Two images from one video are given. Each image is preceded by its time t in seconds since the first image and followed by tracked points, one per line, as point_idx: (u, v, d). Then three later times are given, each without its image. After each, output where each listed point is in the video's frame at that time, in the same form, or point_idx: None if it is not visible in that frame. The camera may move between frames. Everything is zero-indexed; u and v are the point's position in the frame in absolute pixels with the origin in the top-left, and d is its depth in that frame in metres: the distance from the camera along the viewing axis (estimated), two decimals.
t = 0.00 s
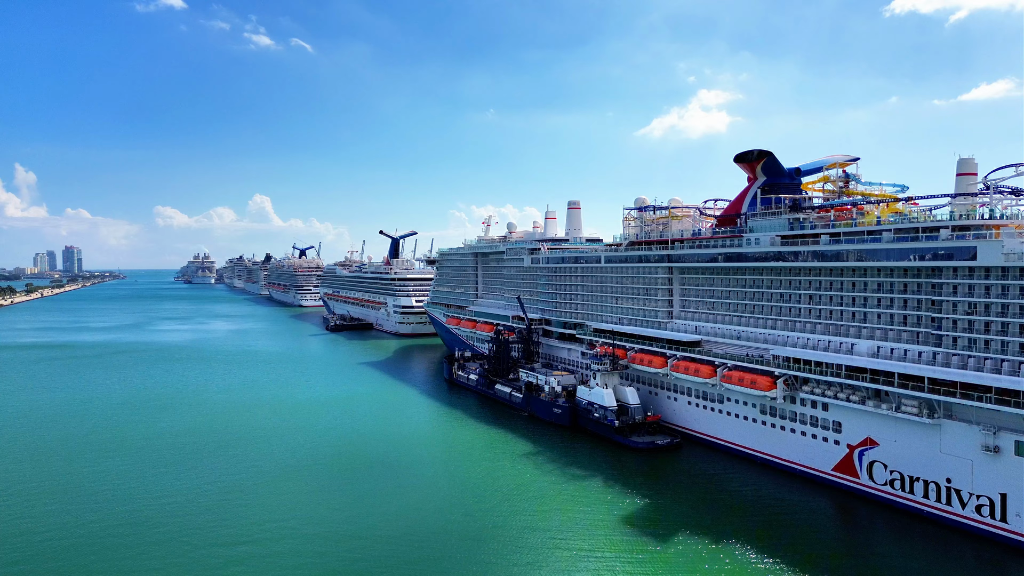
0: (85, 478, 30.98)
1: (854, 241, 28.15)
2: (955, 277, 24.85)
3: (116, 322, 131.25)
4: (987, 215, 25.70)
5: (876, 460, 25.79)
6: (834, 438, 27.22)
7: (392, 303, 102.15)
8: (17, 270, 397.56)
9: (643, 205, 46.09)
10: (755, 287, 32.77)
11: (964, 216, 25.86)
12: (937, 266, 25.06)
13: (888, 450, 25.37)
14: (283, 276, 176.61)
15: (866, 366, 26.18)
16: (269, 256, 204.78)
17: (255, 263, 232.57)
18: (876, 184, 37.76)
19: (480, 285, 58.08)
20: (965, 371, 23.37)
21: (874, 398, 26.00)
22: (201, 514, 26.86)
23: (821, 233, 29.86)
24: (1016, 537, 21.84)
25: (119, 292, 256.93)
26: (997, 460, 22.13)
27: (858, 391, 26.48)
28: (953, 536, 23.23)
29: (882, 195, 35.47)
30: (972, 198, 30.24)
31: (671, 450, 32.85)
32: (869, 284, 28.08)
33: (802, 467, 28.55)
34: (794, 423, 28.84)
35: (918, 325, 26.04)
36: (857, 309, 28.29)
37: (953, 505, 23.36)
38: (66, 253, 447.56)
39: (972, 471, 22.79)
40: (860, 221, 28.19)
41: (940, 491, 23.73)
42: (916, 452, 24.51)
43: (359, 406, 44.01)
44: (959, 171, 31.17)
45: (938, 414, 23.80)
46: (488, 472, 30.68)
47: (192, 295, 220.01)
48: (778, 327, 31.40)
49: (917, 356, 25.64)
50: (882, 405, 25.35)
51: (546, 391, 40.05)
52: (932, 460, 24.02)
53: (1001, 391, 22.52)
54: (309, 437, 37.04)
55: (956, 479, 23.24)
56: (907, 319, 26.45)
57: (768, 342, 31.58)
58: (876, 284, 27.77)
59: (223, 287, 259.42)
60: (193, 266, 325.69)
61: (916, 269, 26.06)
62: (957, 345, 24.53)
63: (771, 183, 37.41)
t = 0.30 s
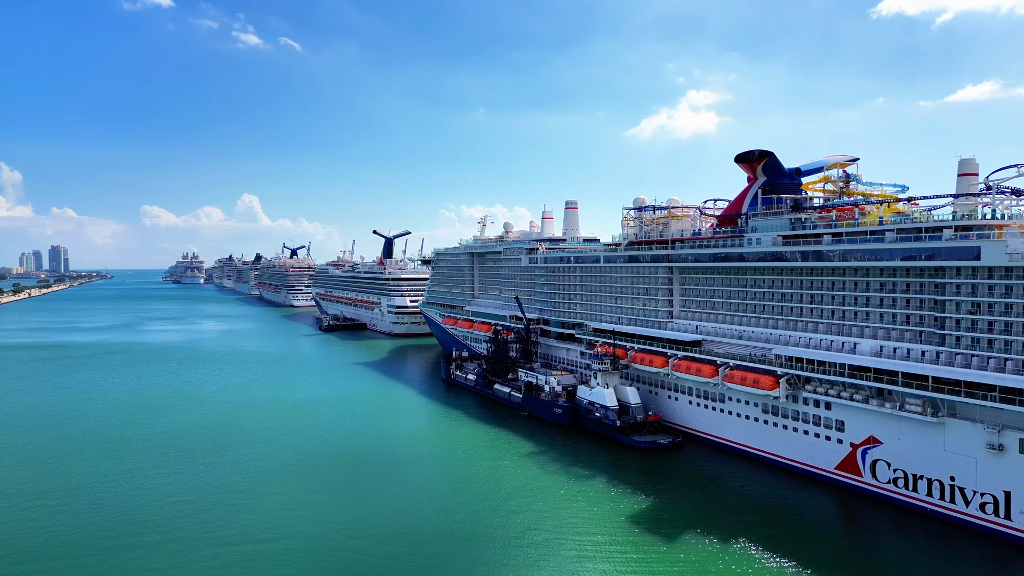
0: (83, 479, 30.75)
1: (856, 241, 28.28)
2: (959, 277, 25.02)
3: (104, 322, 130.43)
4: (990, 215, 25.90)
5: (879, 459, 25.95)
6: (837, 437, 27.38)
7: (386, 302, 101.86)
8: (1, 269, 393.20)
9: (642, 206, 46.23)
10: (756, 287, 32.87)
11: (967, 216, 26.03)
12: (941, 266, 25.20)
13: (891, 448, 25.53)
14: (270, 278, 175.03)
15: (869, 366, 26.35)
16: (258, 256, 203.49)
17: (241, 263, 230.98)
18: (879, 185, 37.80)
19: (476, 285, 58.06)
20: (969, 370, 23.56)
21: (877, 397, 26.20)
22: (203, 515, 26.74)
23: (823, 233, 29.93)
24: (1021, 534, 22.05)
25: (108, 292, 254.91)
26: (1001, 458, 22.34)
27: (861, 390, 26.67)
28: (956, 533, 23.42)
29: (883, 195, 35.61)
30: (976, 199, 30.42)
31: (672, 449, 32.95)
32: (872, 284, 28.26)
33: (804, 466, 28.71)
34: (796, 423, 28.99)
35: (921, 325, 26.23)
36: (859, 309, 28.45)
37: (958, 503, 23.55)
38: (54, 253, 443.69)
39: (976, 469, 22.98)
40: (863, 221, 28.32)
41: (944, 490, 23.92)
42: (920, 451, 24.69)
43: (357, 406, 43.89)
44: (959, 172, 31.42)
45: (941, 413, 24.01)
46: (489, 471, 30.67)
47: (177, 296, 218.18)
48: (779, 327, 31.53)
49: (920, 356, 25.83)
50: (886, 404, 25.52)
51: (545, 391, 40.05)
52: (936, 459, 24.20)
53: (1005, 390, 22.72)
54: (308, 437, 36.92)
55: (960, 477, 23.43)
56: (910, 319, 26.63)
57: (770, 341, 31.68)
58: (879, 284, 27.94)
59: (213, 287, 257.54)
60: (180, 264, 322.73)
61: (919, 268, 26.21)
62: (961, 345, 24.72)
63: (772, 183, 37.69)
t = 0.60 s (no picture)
0: (83, 480, 30.51)
1: (859, 241, 28.40)
2: (962, 277, 25.18)
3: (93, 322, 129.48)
4: (991, 215, 26.10)
5: (883, 457, 26.12)
6: (840, 435, 27.54)
7: (380, 302, 101.65)
8: None
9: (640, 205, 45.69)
10: (758, 287, 32.99)
11: (969, 216, 26.23)
12: (944, 266, 25.36)
13: (895, 447, 25.72)
14: (262, 278, 174.23)
15: (873, 365, 26.52)
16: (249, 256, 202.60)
17: (231, 263, 229.85)
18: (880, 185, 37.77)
19: (473, 285, 58.06)
20: (974, 369, 23.77)
21: (880, 395, 26.39)
22: (206, 515, 26.61)
23: (825, 233, 30.06)
24: None
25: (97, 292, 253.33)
26: (1005, 457, 22.53)
27: (865, 389, 26.86)
28: (960, 531, 23.61)
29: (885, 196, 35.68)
30: (977, 199, 30.59)
31: (674, 449, 33.03)
32: (874, 284, 28.42)
33: (807, 464, 28.86)
34: (799, 422, 29.14)
35: (925, 324, 26.40)
36: (862, 308, 28.61)
37: (962, 501, 23.73)
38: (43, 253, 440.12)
39: (981, 468, 23.17)
40: (865, 221, 28.45)
41: (948, 488, 24.10)
42: (923, 449, 24.88)
43: (357, 406, 43.77)
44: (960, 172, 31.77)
45: (946, 411, 24.20)
46: (491, 471, 30.66)
47: (166, 296, 216.92)
48: (782, 326, 31.67)
49: (924, 355, 26.02)
50: (890, 403, 25.69)
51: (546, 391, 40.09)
52: (940, 457, 24.37)
53: (1010, 388, 22.95)
54: (308, 438, 36.78)
55: (964, 475, 23.61)
56: (914, 318, 26.80)
57: (772, 341, 31.80)
58: (881, 283, 28.11)
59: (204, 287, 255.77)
60: (170, 264, 320.79)
61: (923, 268, 26.37)
62: (965, 344, 24.92)
63: (774, 183, 38.07)
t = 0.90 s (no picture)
0: (82, 481, 30.30)
1: (863, 241, 28.54)
2: (966, 277, 25.36)
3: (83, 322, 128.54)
4: (994, 216, 26.35)
5: (887, 456, 26.30)
6: (844, 434, 27.72)
7: (375, 302, 101.39)
8: None
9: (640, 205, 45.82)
10: (761, 286, 33.11)
11: (971, 217, 26.43)
12: (948, 266, 25.53)
13: (899, 445, 25.89)
14: (254, 278, 173.39)
15: (877, 364, 26.70)
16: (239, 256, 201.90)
17: (222, 263, 228.88)
18: (882, 186, 37.87)
19: (470, 285, 58.05)
20: (978, 367, 23.98)
21: (884, 394, 26.59)
22: (208, 516, 26.51)
23: (828, 233, 30.19)
24: None
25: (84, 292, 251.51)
26: (1010, 455, 22.72)
27: (868, 388, 27.05)
28: (964, 528, 23.80)
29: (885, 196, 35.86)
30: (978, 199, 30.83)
31: (677, 448, 33.13)
32: (877, 284, 28.58)
33: (810, 463, 29.01)
34: (803, 421, 29.30)
35: (929, 323, 26.59)
36: (865, 308, 28.77)
37: (966, 498, 23.92)
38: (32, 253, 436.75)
39: (985, 466, 23.36)
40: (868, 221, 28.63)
41: (952, 486, 24.28)
42: (928, 447, 25.07)
43: (356, 407, 43.66)
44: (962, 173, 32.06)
45: (950, 410, 24.40)
46: (493, 471, 30.64)
47: (156, 296, 215.88)
48: (784, 326, 31.80)
49: (927, 354, 26.20)
50: (894, 402, 25.87)
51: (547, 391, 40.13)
52: (945, 456, 24.55)
53: (1014, 386, 23.16)
54: (308, 437, 36.65)
55: (969, 473, 23.80)
56: (917, 318, 26.98)
57: (775, 340, 31.91)
58: (885, 283, 28.27)
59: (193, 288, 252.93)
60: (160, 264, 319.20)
61: (926, 268, 26.53)
62: (969, 343, 25.13)
63: (775, 183, 38.36)
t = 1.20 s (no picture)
0: (82, 482, 30.05)
1: (866, 241, 28.68)
2: (970, 276, 25.53)
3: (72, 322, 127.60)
4: (997, 215, 26.62)
5: (891, 454, 26.48)
6: (848, 433, 27.88)
7: (370, 302, 101.14)
8: None
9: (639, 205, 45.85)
10: (763, 286, 33.24)
11: (975, 216, 26.60)
12: (953, 265, 25.68)
13: (903, 444, 26.07)
14: (246, 278, 172.51)
15: (882, 363, 26.85)
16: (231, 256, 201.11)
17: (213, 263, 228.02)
18: (881, 186, 38.13)
19: (468, 285, 58.03)
20: (982, 366, 24.17)
21: (888, 393, 26.75)
22: (212, 517, 26.37)
23: (831, 233, 30.30)
24: None
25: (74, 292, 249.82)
26: (1015, 452, 22.91)
27: (872, 387, 27.22)
28: (969, 526, 23.99)
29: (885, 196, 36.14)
30: (979, 199, 31.18)
31: (679, 447, 33.22)
32: (880, 283, 28.75)
33: (814, 462, 29.18)
34: (806, 419, 29.45)
35: (932, 323, 26.77)
36: (869, 307, 28.91)
37: (971, 496, 24.10)
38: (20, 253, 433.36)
39: (990, 464, 23.54)
40: (871, 221, 28.77)
41: (957, 484, 24.45)
42: (932, 445, 25.24)
43: (355, 406, 43.55)
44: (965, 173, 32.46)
45: (955, 408, 24.58)
46: (496, 470, 30.66)
47: (145, 296, 214.51)
48: (787, 325, 31.92)
49: (932, 353, 26.36)
50: (899, 401, 26.03)
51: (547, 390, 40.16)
52: (950, 454, 24.72)
53: (1019, 385, 23.33)
54: (309, 437, 36.53)
55: (974, 471, 23.98)
56: (921, 317, 27.15)
57: (777, 339, 32.03)
58: (889, 283, 28.41)
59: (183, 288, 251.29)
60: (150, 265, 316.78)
61: (931, 268, 26.67)
62: (973, 342, 25.31)
63: (776, 184, 38.52)
